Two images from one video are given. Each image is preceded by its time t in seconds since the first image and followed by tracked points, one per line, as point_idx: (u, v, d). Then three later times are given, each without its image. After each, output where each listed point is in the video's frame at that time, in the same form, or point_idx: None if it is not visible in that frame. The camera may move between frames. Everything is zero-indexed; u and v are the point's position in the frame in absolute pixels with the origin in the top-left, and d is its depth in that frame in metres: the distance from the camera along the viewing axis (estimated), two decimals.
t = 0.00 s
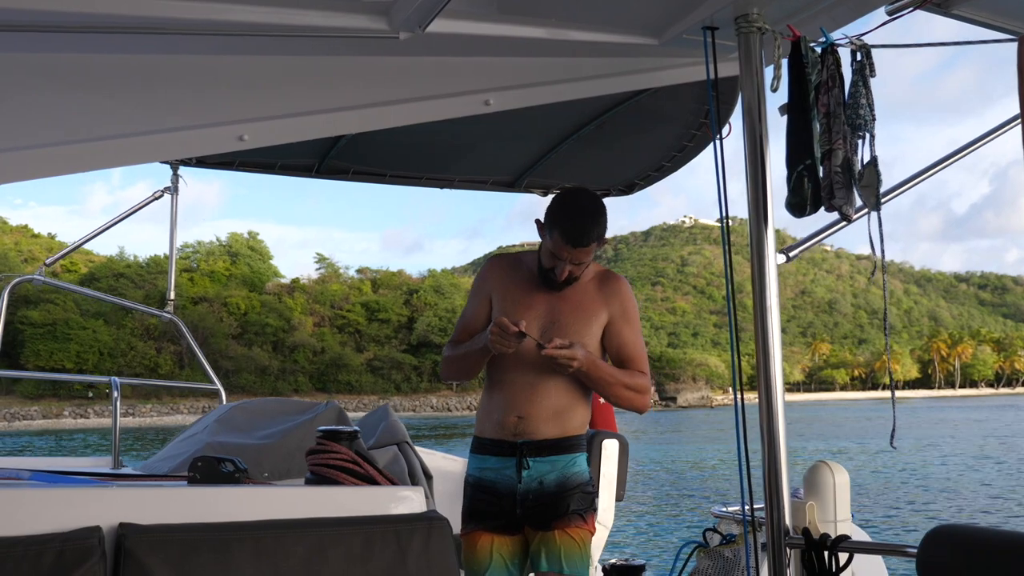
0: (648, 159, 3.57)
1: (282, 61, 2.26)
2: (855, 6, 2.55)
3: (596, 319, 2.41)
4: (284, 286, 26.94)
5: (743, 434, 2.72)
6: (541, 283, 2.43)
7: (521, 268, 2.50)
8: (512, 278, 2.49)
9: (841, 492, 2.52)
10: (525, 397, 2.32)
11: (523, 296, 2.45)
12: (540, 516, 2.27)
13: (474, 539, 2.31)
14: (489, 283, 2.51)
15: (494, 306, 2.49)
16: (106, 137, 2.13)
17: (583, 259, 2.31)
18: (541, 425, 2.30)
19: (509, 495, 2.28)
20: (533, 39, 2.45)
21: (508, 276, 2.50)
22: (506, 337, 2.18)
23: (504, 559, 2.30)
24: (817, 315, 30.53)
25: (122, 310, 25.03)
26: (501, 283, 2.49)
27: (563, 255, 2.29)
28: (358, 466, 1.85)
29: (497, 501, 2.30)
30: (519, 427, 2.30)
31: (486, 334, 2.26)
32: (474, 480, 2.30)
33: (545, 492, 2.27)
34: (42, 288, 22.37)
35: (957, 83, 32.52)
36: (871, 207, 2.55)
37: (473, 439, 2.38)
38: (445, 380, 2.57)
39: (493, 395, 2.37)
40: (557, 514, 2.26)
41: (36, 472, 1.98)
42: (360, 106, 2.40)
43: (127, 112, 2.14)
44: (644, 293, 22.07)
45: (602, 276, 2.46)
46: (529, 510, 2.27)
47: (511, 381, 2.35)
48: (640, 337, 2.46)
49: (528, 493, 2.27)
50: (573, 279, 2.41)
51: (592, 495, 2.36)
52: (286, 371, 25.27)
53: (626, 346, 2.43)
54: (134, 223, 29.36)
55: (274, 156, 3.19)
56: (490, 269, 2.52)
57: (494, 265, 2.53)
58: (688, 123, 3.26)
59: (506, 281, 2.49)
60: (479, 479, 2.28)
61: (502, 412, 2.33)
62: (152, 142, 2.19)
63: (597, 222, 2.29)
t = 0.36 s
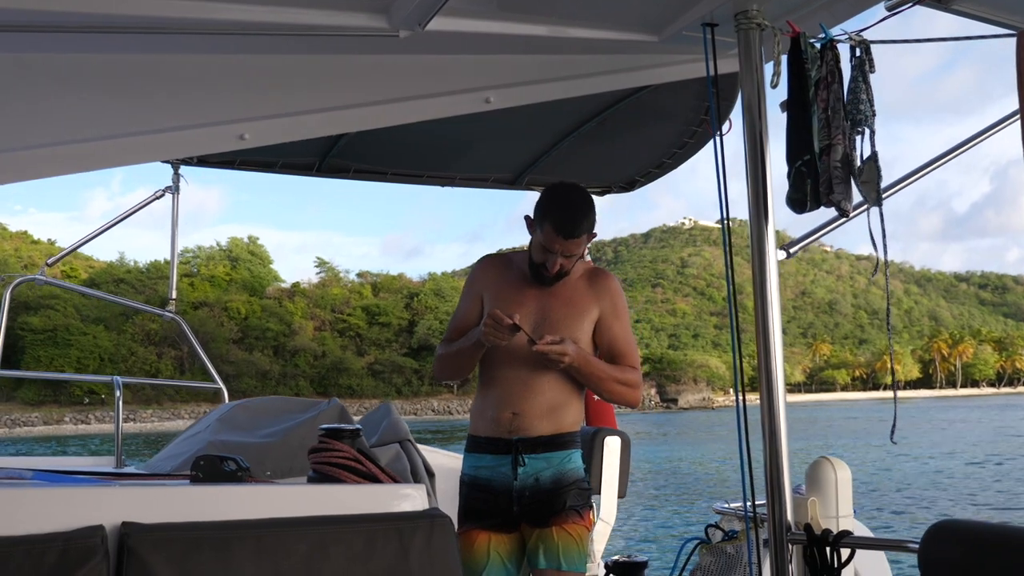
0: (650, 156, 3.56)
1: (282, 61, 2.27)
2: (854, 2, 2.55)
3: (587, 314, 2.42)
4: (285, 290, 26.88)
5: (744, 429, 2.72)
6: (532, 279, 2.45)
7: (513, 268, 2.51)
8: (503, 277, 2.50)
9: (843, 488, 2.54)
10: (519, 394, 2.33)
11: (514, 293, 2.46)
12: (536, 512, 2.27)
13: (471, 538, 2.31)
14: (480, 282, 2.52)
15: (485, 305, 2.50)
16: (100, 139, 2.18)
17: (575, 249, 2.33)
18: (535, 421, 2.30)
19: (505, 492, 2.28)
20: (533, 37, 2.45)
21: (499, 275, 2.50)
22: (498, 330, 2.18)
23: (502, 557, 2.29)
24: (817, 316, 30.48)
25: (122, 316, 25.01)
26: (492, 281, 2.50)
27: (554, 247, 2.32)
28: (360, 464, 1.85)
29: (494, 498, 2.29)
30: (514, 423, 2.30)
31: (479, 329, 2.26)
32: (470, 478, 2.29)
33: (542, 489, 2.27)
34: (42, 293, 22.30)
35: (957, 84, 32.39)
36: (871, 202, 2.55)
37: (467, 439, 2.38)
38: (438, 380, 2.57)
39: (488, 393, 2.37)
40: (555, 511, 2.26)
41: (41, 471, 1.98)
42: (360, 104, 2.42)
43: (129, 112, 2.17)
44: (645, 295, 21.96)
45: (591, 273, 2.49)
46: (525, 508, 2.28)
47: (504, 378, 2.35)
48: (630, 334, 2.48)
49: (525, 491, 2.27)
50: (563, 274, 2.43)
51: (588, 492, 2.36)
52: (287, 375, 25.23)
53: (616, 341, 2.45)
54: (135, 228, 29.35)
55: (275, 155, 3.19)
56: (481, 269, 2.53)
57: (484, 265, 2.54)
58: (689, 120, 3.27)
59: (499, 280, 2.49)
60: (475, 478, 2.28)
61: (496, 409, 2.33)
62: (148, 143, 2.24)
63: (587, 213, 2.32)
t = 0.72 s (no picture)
0: (655, 157, 3.56)
1: (287, 62, 2.27)
2: (860, 3, 2.55)
3: (587, 315, 2.43)
4: (288, 294, 26.94)
5: (750, 432, 2.71)
6: (531, 280, 2.45)
7: (513, 268, 2.51)
8: (504, 278, 2.50)
9: (847, 489, 2.53)
10: (521, 395, 2.32)
11: (514, 293, 2.46)
12: (539, 512, 2.27)
13: (473, 540, 2.31)
14: (481, 282, 2.52)
15: (486, 306, 2.50)
16: (104, 139, 2.18)
17: (577, 246, 2.34)
18: (536, 423, 2.30)
19: (508, 493, 2.28)
20: (538, 37, 2.45)
21: (500, 277, 2.51)
22: (499, 331, 2.18)
23: (504, 559, 2.29)
24: (820, 319, 30.24)
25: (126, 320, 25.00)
26: (493, 284, 2.50)
27: (555, 245, 2.33)
28: (365, 465, 1.85)
29: (496, 499, 2.30)
30: (516, 424, 2.30)
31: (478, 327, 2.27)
32: (472, 480, 2.29)
33: (544, 490, 2.27)
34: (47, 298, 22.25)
35: (962, 85, 32.28)
36: (879, 202, 2.55)
37: (469, 441, 2.38)
38: (439, 383, 2.57)
39: (489, 394, 2.37)
40: (557, 511, 2.26)
41: (45, 472, 1.98)
42: (366, 105, 2.43)
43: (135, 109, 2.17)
44: (648, 297, 21.89)
45: (591, 275, 2.49)
46: (528, 509, 2.27)
47: (505, 379, 2.35)
48: (630, 334, 2.48)
49: (528, 491, 2.27)
50: (563, 274, 2.43)
51: (590, 493, 2.36)
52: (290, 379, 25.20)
53: (616, 341, 2.45)
54: (138, 233, 29.33)
55: (279, 155, 3.20)
56: (482, 271, 2.53)
57: (485, 268, 2.54)
58: (694, 121, 3.27)
59: (498, 281, 2.49)
60: (478, 480, 2.28)
61: (498, 410, 2.33)
62: (154, 143, 2.24)
63: (589, 209, 2.34)
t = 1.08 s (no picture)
0: (654, 158, 3.56)
1: (283, 64, 2.27)
2: (859, 6, 2.55)
3: (590, 318, 2.42)
4: (288, 298, 26.97)
5: (750, 434, 2.70)
6: (533, 283, 2.45)
7: (513, 271, 2.50)
8: (504, 282, 2.49)
9: (846, 491, 2.53)
10: (524, 398, 2.32)
11: (515, 297, 2.45)
12: (544, 516, 2.26)
13: (476, 544, 2.30)
14: (482, 286, 2.52)
15: (487, 311, 2.49)
16: (101, 142, 2.19)
17: (577, 247, 2.33)
18: (541, 427, 2.30)
19: (512, 497, 2.28)
20: (537, 39, 2.45)
21: (501, 280, 2.50)
22: (501, 337, 2.17)
23: (507, 562, 2.28)
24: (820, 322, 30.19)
25: (125, 324, 25.05)
26: (493, 288, 2.50)
27: (555, 247, 2.33)
28: (364, 468, 1.84)
29: (500, 504, 2.29)
30: (521, 428, 2.30)
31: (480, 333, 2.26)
32: (476, 484, 2.29)
33: (549, 494, 2.27)
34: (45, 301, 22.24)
35: (961, 88, 32.40)
36: (876, 205, 2.56)
37: (473, 446, 2.37)
38: (441, 388, 2.56)
39: (493, 399, 2.36)
40: (562, 515, 2.26)
41: (43, 474, 1.97)
42: (364, 106, 2.42)
43: (138, 112, 2.18)
44: (648, 301, 21.90)
45: (592, 277, 2.48)
46: (532, 513, 2.27)
47: (509, 384, 2.34)
48: (632, 335, 2.48)
49: (532, 496, 2.27)
50: (564, 276, 2.43)
51: (595, 497, 2.36)
52: (290, 383, 25.19)
53: (619, 344, 2.45)
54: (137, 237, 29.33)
55: (278, 158, 3.19)
56: (482, 275, 2.52)
57: (485, 272, 2.54)
58: (693, 124, 3.26)
59: (499, 285, 2.49)
60: (482, 484, 2.28)
61: (502, 414, 2.33)
62: (154, 145, 2.24)
63: (589, 211, 2.34)
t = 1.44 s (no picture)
0: (653, 157, 3.56)
1: (281, 61, 2.26)
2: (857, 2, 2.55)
3: (591, 314, 2.42)
4: (287, 295, 26.99)
5: (749, 434, 2.71)
6: (533, 279, 2.45)
7: (512, 268, 2.50)
8: (503, 279, 2.49)
9: (845, 489, 2.53)
10: (526, 396, 2.32)
11: (515, 295, 2.45)
12: (547, 515, 2.26)
13: (477, 545, 2.30)
14: (481, 284, 2.51)
15: (486, 309, 2.49)
16: (95, 141, 2.16)
17: (575, 241, 2.33)
18: (544, 426, 2.30)
19: (515, 497, 2.28)
20: (536, 37, 2.45)
21: (500, 277, 2.50)
22: (501, 335, 2.17)
23: (508, 563, 2.28)
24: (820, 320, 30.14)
25: (125, 321, 25.06)
26: (492, 285, 2.49)
27: (553, 241, 2.33)
28: (363, 467, 1.84)
29: (503, 504, 2.29)
30: (524, 428, 2.30)
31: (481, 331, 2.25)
32: (477, 485, 2.28)
33: (552, 493, 2.27)
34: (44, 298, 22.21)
35: (962, 85, 32.27)
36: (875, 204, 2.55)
37: (475, 446, 2.36)
38: (441, 387, 2.56)
39: (494, 397, 2.36)
40: (566, 513, 2.27)
41: (41, 473, 1.97)
42: (364, 104, 2.42)
43: (138, 111, 2.17)
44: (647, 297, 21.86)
45: (592, 273, 2.48)
46: (536, 513, 2.27)
47: (511, 381, 2.34)
48: (633, 331, 2.48)
49: (535, 495, 2.27)
50: (563, 272, 2.42)
51: (597, 496, 2.36)
52: (290, 379, 25.18)
53: (620, 339, 2.45)
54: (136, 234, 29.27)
55: (277, 156, 3.19)
56: (481, 273, 2.52)
57: (484, 269, 2.53)
58: (692, 121, 3.27)
59: (498, 282, 2.49)
60: (484, 485, 2.27)
61: (505, 413, 2.32)
62: (152, 144, 2.24)
63: (587, 206, 2.34)
